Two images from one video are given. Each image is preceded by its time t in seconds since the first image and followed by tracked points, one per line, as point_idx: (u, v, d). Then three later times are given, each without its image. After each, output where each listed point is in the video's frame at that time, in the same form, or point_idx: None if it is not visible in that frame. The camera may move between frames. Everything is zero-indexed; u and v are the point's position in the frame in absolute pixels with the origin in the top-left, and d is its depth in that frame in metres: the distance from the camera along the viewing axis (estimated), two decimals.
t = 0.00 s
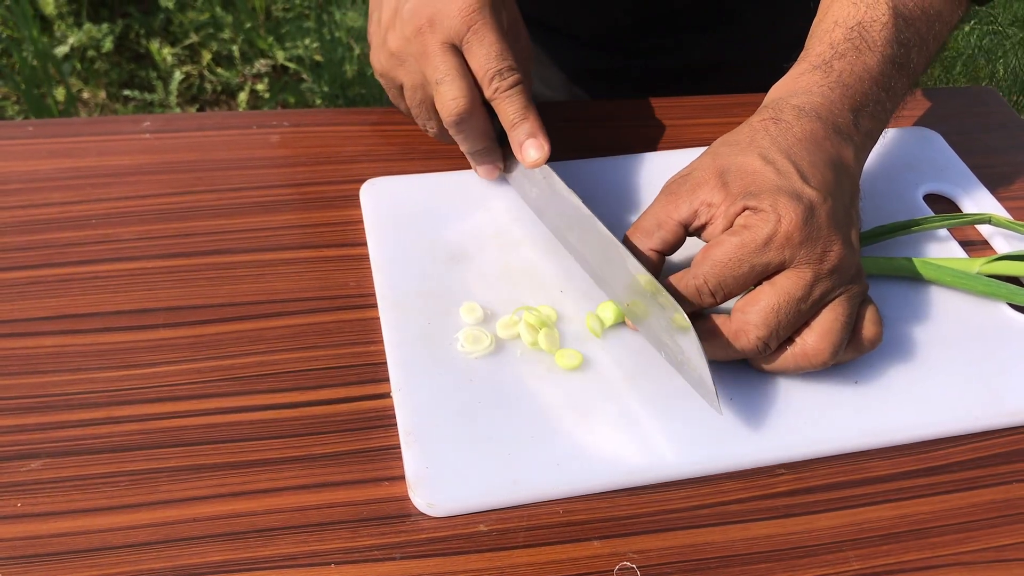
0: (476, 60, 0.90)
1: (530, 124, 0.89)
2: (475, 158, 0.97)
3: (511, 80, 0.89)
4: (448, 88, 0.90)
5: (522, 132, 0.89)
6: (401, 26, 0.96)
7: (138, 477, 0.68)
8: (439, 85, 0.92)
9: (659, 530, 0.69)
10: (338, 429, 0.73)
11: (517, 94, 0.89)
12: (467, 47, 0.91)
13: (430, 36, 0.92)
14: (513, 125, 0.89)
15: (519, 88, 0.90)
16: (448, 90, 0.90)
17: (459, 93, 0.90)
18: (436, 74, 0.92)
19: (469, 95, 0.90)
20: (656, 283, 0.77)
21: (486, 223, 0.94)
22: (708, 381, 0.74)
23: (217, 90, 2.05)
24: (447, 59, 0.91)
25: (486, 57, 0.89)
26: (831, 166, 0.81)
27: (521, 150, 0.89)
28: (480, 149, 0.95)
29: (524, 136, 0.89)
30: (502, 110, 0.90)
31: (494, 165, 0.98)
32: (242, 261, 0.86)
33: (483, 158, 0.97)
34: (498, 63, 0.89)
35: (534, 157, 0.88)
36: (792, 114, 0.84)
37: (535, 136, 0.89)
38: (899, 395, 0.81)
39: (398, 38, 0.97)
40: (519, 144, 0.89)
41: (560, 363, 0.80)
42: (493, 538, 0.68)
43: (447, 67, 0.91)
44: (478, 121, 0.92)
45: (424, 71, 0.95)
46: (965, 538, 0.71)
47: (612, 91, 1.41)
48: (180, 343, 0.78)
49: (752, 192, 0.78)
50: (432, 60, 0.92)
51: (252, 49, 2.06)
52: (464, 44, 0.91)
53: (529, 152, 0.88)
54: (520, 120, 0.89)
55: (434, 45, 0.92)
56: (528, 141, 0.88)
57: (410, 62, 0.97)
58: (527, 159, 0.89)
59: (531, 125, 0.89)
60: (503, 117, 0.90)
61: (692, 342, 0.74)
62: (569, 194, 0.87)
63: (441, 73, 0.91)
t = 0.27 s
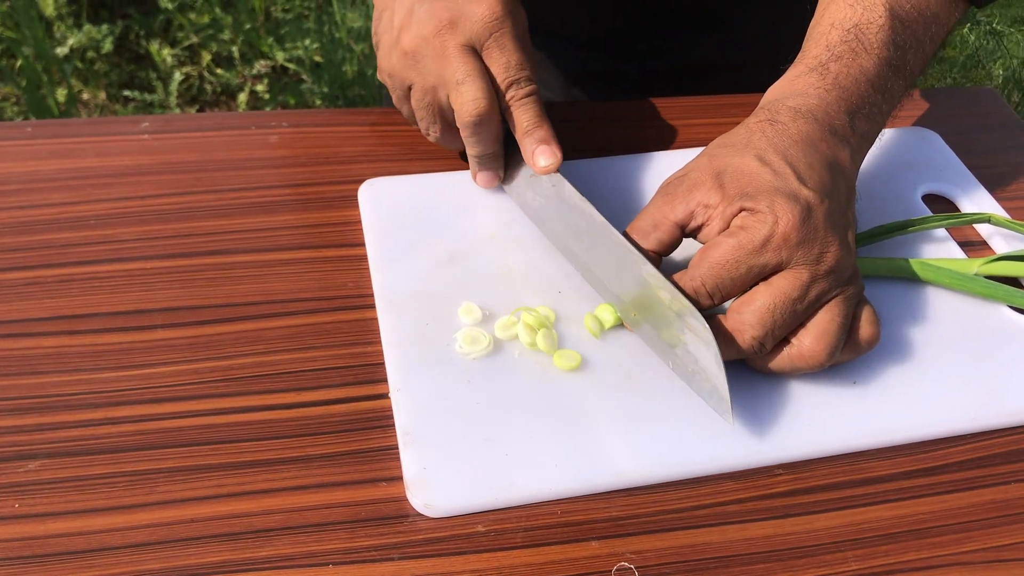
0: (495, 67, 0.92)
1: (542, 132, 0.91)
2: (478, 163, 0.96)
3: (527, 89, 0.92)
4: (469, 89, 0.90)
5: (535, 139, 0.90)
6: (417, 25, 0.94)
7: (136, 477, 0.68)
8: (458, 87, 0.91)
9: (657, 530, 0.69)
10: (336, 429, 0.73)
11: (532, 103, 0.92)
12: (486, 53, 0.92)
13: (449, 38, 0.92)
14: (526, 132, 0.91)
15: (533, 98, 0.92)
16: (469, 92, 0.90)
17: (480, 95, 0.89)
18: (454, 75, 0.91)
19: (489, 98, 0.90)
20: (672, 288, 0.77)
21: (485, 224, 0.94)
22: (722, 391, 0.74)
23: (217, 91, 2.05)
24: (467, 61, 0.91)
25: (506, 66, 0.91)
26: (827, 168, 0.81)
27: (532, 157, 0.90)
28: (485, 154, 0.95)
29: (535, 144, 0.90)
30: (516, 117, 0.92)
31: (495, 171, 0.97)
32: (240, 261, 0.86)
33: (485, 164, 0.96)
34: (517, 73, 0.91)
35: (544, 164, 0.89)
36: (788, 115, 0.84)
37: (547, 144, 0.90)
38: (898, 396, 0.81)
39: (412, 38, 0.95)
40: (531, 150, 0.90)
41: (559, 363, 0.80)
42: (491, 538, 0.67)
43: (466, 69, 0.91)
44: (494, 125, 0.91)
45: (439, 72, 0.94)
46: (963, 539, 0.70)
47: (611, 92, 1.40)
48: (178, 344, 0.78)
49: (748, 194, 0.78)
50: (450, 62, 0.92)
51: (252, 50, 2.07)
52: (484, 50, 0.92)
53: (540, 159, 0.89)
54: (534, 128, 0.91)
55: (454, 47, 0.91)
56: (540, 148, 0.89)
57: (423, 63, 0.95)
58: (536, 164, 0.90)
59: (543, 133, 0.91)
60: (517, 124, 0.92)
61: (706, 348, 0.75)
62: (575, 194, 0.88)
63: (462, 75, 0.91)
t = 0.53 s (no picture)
0: (470, 44, 0.95)
1: (514, 110, 0.94)
2: (455, 138, 1.00)
3: (500, 67, 0.95)
4: (442, 67, 0.94)
5: (506, 117, 0.94)
6: (398, 4, 0.99)
7: (135, 479, 0.68)
8: (434, 65, 0.95)
9: (654, 532, 0.69)
10: (335, 430, 0.73)
11: (505, 81, 0.95)
12: (462, 30, 0.95)
13: (426, 17, 0.96)
14: (499, 110, 0.94)
15: (507, 75, 0.95)
16: (443, 70, 0.94)
17: (453, 73, 0.93)
18: (431, 53, 0.95)
19: (463, 75, 0.94)
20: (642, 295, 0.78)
21: (483, 224, 0.94)
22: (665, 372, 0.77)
23: (216, 92, 2.05)
24: (442, 39, 0.95)
25: (480, 44, 0.95)
26: (825, 170, 0.81)
27: (504, 134, 0.93)
28: (461, 129, 0.98)
29: (506, 121, 0.93)
30: (490, 95, 0.95)
31: (471, 144, 1.00)
32: (239, 263, 0.87)
33: (462, 138, 1.00)
34: (491, 49, 0.95)
35: (515, 142, 0.92)
36: (786, 118, 0.84)
37: (518, 121, 0.93)
38: (896, 397, 0.81)
39: (393, 15, 1.00)
40: (502, 128, 0.93)
41: (557, 365, 0.80)
42: (489, 540, 0.68)
43: (441, 47, 0.95)
44: (466, 102, 0.95)
45: (416, 48, 0.99)
46: (961, 540, 0.70)
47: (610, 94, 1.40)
48: (177, 345, 0.78)
49: (747, 196, 0.78)
50: (426, 39, 0.96)
51: (251, 51, 2.07)
52: (459, 27, 0.95)
53: (510, 137, 0.93)
54: (505, 105, 0.94)
55: (429, 26, 0.95)
56: (512, 125, 0.93)
57: (402, 39, 1.00)
58: (508, 142, 0.93)
59: (515, 111, 0.94)
60: (490, 100, 0.95)
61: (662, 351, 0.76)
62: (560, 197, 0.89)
63: (437, 52, 0.95)
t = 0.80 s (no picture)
0: (474, 52, 0.95)
1: (518, 118, 0.94)
2: (454, 143, 1.00)
3: (504, 75, 0.95)
4: (444, 73, 0.93)
5: (510, 125, 0.94)
6: (402, 9, 0.98)
7: (134, 479, 0.68)
8: (435, 70, 0.94)
9: (655, 532, 0.69)
10: (335, 431, 0.73)
11: (509, 89, 0.95)
12: (466, 37, 0.95)
13: (431, 24, 0.95)
14: (502, 118, 0.94)
15: (511, 84, 0.95)
16: (445, 76, 0.93)
17: (455, 80, 0.93)
18: (432, 60, 0.95)
19: (464, 82, 0.93)
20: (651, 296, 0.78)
21: (485, 224, 0.94)
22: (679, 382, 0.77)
23: (216, 92, 2.04)
24: (446, 46, 0.94)
25: (485, 51, 0.94)
26: (830, 170, 0.81)
27: (508, 142, 0.93)
28: (461, 135, 0.98)
29: (510, 129, 0.93)
30: (493, 103, 0.95)
31: (470, 152, 1.00)
32: (239, 263, 0.86)
33: (462, 144, 1.00)
34: (496, 57, 0.94)
35: (520, 150, 0.92)
36: (790, 118, 0.84)
37: (522, 130, 0.93)
38: (897, 397, 0.81)
39: (397, 21, 0.99)
40: (505, 135, 0.93)
41: (559, 365, 0.80)
42: (490, 540, 0.67)
43: (445, 54, 0.94)
44: (468, 109, 0.95)
45: (420, 55, 0.98)
46: (963, 540, 0.70)
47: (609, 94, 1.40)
48: (177, 345, 0.78)
49: (752, 197, 0.78)
50: (430, 46, 0.95)
51: (252, 51, 2.06)
52: (464, 35, 0.95)
53: (513, 145, 0.93)
54: (509, 114, 0.94)
55: (434, 32, 0.95)
56: (516, 133, 0.93)
57: (406, 46, 0.99)
58: (511, 150, 0.93)
59: (519, 119, 0.94)
60: (494, 109, 0.95)
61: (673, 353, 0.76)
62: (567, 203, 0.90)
63: (439, 59, 0.94)
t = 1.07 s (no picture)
0: (472, 67, 0.94)
1: (520, 134, 0.93)
2: (468, 163, 0.99)
3: (503, 89, 0.93)
4: (442, 95, 0.93)
5: (514, 142, 0.93)
6: (399, 30, 0.99)
7: (136, 480, 0.68)
8: (433, 92, 0.94)
9: (655, 532, 0.68)
10: (336, 431, 0.73)
11: (508, 104, 0.93)
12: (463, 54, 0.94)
13: (428, 44, 0.95)
14: (504, 134, 0.93)
15: (510, 97, 0.94)
16: (442, 98, 0.93)
17: (453, 100, 0.92)
18: (431, 80, 0.95)
19: (463, 101, 0.93)
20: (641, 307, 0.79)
21: (485, 224, 0.94)
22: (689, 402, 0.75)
23: (217, 93, 2.04)
24: (442, 65, 0.94)
25: (482, 66, 0.93)
26: (838, 168, 0.81)
27: (510, 159, 0.92)
28: (469, 153, 0.97)
29: (514, 146, 0.92)
30: (494, 120, 0.94)
31: (485, 169, 0.98)
32: (240, 263, 0.86)
33: (473, 163, 0.99)
34: (492, 71, 0.93)
35: (523, 167, 0.92)
36: (799, 116, 0.84)
37: (526, 147, 0.92)
38: (898, 396, 0.81)
39: (395, 43, 0.99)
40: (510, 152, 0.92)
41: (559, 364, 0.80)
42: (490, 540, 0.67)
43: (443, 75, 0.94)
44: (469, 129, 0.94)
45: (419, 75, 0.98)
46: (964, 540, 0.70)
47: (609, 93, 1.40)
48: (178, 346, 0.78)
49: (757, 192, 0.78)
50: (428, 67, 0.95)
51: (252, 52, 2.06)
52: (460, 51, 0.95)
53: (518, 162, 0.92)
54: (511, 129, 0.93)
55: (430, 52, 0.95)
56: (518, 150, 0.92)
57: (406, 66, 0.99)
58: (515, 168, 0.92)
59: (522, 135, 0.93)
60: (496, 125, 0.94)
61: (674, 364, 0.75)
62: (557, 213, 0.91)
63: (436, 80, 0.94)
